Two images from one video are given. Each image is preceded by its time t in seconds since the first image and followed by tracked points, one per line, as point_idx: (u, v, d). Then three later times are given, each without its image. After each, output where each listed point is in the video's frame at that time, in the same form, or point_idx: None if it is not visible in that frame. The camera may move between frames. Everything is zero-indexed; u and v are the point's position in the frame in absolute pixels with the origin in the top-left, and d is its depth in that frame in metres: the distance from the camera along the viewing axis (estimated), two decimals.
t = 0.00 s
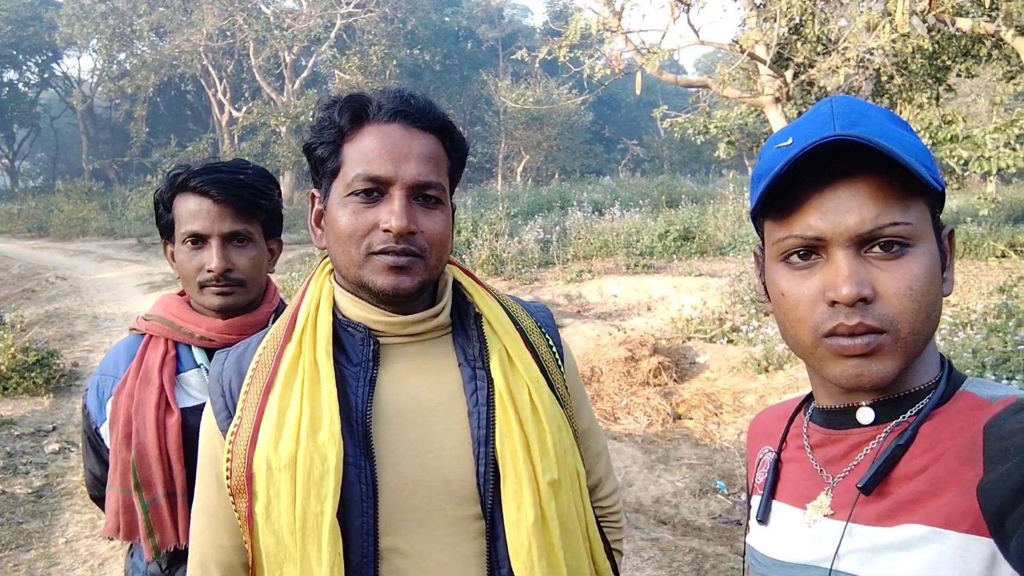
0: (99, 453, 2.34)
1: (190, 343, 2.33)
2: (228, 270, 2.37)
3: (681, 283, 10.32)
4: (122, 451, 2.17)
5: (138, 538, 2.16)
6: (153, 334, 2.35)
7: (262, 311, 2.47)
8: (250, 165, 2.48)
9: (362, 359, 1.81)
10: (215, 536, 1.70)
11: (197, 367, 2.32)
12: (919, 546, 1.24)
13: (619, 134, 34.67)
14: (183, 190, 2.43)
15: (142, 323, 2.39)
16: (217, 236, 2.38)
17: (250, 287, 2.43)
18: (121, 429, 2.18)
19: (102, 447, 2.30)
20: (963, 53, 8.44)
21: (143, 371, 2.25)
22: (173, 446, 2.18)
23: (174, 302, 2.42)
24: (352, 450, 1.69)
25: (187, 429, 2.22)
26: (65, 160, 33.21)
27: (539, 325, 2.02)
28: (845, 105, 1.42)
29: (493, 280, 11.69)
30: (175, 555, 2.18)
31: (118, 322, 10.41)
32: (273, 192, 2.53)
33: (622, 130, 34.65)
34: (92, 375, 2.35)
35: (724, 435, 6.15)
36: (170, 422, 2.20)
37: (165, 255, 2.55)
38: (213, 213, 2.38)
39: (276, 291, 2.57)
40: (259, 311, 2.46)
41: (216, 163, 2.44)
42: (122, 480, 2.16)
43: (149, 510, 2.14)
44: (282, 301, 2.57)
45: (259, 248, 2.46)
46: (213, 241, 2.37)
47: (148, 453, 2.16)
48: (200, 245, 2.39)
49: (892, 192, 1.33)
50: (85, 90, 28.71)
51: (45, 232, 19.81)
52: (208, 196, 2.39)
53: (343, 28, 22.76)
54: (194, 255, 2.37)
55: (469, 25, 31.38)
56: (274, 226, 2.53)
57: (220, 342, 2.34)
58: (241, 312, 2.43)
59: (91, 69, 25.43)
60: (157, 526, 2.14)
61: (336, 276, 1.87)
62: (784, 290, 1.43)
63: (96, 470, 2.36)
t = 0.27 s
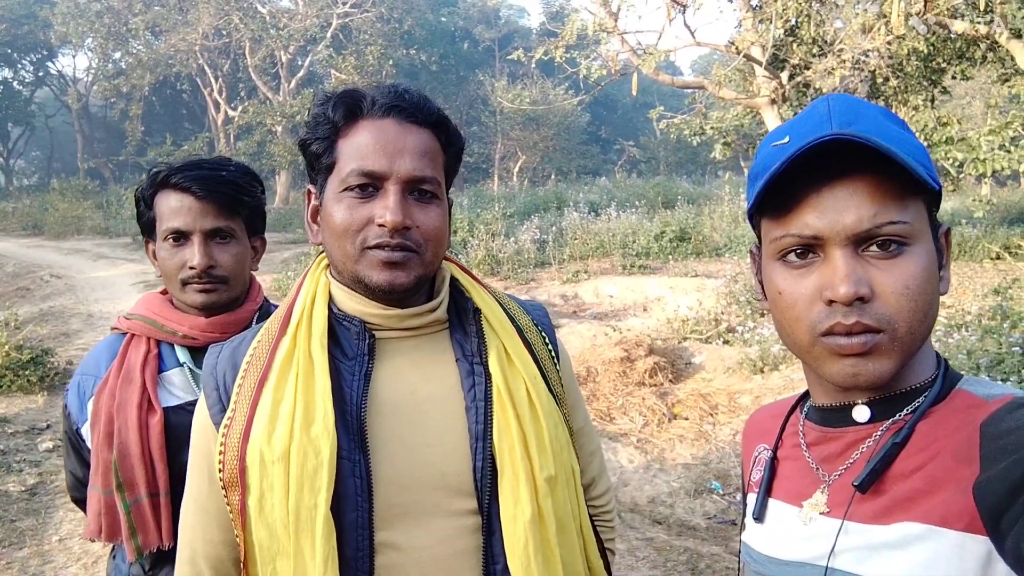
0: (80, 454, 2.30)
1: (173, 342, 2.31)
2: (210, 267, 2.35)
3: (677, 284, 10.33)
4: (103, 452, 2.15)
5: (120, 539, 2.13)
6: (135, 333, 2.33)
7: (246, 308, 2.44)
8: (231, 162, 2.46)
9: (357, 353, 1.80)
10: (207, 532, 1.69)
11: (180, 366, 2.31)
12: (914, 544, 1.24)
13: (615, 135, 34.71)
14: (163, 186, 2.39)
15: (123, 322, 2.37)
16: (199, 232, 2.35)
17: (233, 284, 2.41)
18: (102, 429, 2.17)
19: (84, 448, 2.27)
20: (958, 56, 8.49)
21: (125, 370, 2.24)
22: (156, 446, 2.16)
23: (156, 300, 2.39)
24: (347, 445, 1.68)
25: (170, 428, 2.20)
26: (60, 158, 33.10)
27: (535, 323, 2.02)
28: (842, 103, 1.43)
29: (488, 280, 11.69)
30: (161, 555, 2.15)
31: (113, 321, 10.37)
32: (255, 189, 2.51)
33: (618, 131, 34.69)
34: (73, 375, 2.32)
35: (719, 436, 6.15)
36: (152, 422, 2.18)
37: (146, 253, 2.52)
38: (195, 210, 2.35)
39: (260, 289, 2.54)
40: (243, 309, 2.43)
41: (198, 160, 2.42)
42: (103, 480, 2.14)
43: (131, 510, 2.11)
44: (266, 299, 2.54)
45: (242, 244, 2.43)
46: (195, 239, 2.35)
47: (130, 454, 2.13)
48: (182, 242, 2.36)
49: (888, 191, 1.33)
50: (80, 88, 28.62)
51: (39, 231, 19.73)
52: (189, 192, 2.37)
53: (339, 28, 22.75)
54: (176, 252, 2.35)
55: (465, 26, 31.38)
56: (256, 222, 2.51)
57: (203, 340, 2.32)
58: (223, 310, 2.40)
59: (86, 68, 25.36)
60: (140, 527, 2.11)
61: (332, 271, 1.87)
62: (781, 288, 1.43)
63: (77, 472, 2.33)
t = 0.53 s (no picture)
0: (57, 462, 2.25)
1: (153, 346, 2.27)
2: (189, 270, 2.29)
3: (670, 284, 10.34)
4: (83, 459, 2.11)
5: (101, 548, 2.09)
6: (113, 338, 2.30)
7: (227, 311, 2.39)
8: (208, 161, 2.42)
9: (348, 354, 1.79)
10: (197, 535, 1.68)
11: (160, 370, 2.26)
12: (910, 543, 1.24)
13: (608, 135, 34.75)
14: (139, 188, 2.34)
15: (101, 327, 2.33)
16: (176, 235, 2.30)
17: (212, 286, 2.36)
18: (81, 436, 2.13)
19: (61, 455, 2.22)
20: (949, 56, 8.53)
21: (104, 376, 2.20)
22: (136, 452, 2.12)
23: (134, 304, 2.35)
24: (339, 446, 1.67)
25: (151, 434, 2.17)
26: (51, 160, 32.95)
27: (527, 323, 2.01)
28: (839, 101, 1.43)
29: (482, 280, 11.69)
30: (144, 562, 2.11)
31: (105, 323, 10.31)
32: (233, 189, 2.47)
33: (611, 131, 34.74)
34: (50, 381, 2.28)
35: (713, 436, 6.16)
36: (133, 427, 2.14)
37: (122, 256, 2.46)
38: (171, 211, 2.30)
39: (240, 291, 2.49)
40: (224, 311, 2.38)
41: (173, 161, 2.37)
42: (83, 488, 2.10)
43: (111, 518, 2.06)
44: (247, 301, 2.49)
45: (221, 246, 2.38)
46: (172, 241, 2.29)
47: (110, 460, 2.09)
48: (158, 245, 2.31)
49: (885, 189, 1.33)
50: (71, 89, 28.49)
51: (30, 232, 19.63)
52: (165, 193, 2.31)
53: (332, 28, 22.72)
54: (153, 255, 2.29)
55: (458, 26, 31.38)
56: (235, 223, 2.47)
57: (183, 343, 2.28)
58: (203, 313, 2.36)
59: (78, 68, 25.26)
60: (121, 535, 2.06)
61: (322, 272, 1.85)
62: (777, 286, 1.42)
63: (54, 481, 2.27)
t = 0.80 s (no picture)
0: (42, 466, 2.23)
1: (140, 349, 2.25)
2: (176, 273, 2.26)
3: (668, 287, 10.34)
4: (69, 464, 2.10)
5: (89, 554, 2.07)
6: (99, 341, 2.27)
7: (215, 314, 2.35)
8: (196, 164, 2.38)
9: (345, 356, 1.78)
10: (195, 540, 1.67)
11: (147, 374, 2.25)
12: (911, 543, 1.23)
13: (607, 139, 34.80)
14: (126, 190, 2.31)
15: (88, 330, 2.30)
16: (164, 237, 2.27)
17: (200, 290, 2.32)
18: (67, 441, 2.12)
19: (47, 459, 2.21)
20: (947, 59, 8.56)
21: (89, 379, 2.18)
22: (123, 457, 2.11)
23: (121, 307, 2.32)
24: (336, 447, 1.66)
25: (138, 437, 2.16)
26: (50, 163, 32.95)
27: (524, 323, 2.01)
28: (839, 100, 1.43)
29: (481, 284, 11.71)
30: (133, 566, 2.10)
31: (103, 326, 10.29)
32: (223, 191, 2.43)
33: (610, 135, 34.80)
34: (35, 385, 2.26)
35: (712, 439, 6.15)
36: (120, 431, 2.13)
37: (110, 260, 2.43)
38: (159, 214, 2.27)
39: (230, 294, 2.45)
40: (212, 314, 2.34)
41: (161, 162, 2.33)
42: (69, 494, 2.09)
43: (98, 524, 2.05)
44: (237, 305, 2.45)
45: (210, 248, 2.34)
46: (160, 244, 2.26)
47: (97, 465, 2.08)
48: (146, 247, 2.28)
49: (885, 188, 1.33)
50: (70, 92, 28.48)
51: (28, 236, 19.60)
52: (153, 195, 2.28)
53: (331, 32, 22.76)
54: (141, 257, 2.26)
55: (457, 30, 31.45)
56: (224, 225, 2.43)
57: (171, 347, 2.25)
58: (191, 316, 2.32)
59: (77, 72, 25.28)
60: (108, 541, 2.05)
61: (318, 273, 1.85)
62: (777, 286, 1.42)
63: (39, 485, 2.25)
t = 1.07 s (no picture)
0: (38, 469, 2.24)
1: (134, 352, 2.26)
2: (168, 274, 2.26)
3: (671, 291, 10.34)
4: (64, 467, 2.10)
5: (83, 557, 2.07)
6: (93, 344, 2.27)
7: (208, 316, 2.35)
8: (187, 165, 2.39)
9: (350, 357, 1.79)
10: (201, 540, 1.68)
11: (142, 376, 2.25)
12: (913, 543, 1.24)
13: (609, 143, 34.84)
14: (117, 193, 2.31)
15: (82, 333, 2.31)
16: (155, 239, 2.27)
17: (193, 292, 2.32)
18: (61, 444, 2.12)
19: (43, 462, 2.21)
20: (949, 64, 8.58)
21: (84, 382, 2.18)
22: (118, 460, 2.11)
23: (114, 309, 2.33)
24: (342, 448, 1.67)
25: (133, 440, 2.15)
26: (54, 166, 33.05)
27: (527, 324, 2.02)
28: (840, 101, 1.44)
29: (484, 288, 11.72)
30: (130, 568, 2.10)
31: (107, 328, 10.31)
32: (214, 192, 2.44)
33: (613, 139, 34.84)
34: (30, 388, 2.26)
35: (716, 443, 6.14)
36: (114, 434, 2.13)
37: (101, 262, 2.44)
38: (149, 216, 2.27)
39: (223, 296, 2.46)
40: (205, 317, 2.35)
41: (151, 164, 2.34)
42: (64, 497, 2.09)
43: (94, 527, 2.05)
44: (230, 306, 2.46)
45: (201, 250, 2.35)
46: (151, 246, 2.27)
47: (91, 468, 2.08)
48: (138, 250, 2.28)
49: (887, 189, 1.34)
50: (74, 96, 28.58)
51: (32, 239, 19.65)
52: (143, 197, 2.28)
53: (334, 36, 22.83)
54: (132, 260, 2.27)
55: (460, 34, 31.53)
56: (216, 227, 2.43)
57: (165, 349, 2.26)
58: (184, 318, 2.32)
59: (81, 76, 25.37)
60: (104, 544, 2.05)
61: (322, 274, 1.86)
62: (779, 286, 1.43)
63: (34, 488, 2.26)
